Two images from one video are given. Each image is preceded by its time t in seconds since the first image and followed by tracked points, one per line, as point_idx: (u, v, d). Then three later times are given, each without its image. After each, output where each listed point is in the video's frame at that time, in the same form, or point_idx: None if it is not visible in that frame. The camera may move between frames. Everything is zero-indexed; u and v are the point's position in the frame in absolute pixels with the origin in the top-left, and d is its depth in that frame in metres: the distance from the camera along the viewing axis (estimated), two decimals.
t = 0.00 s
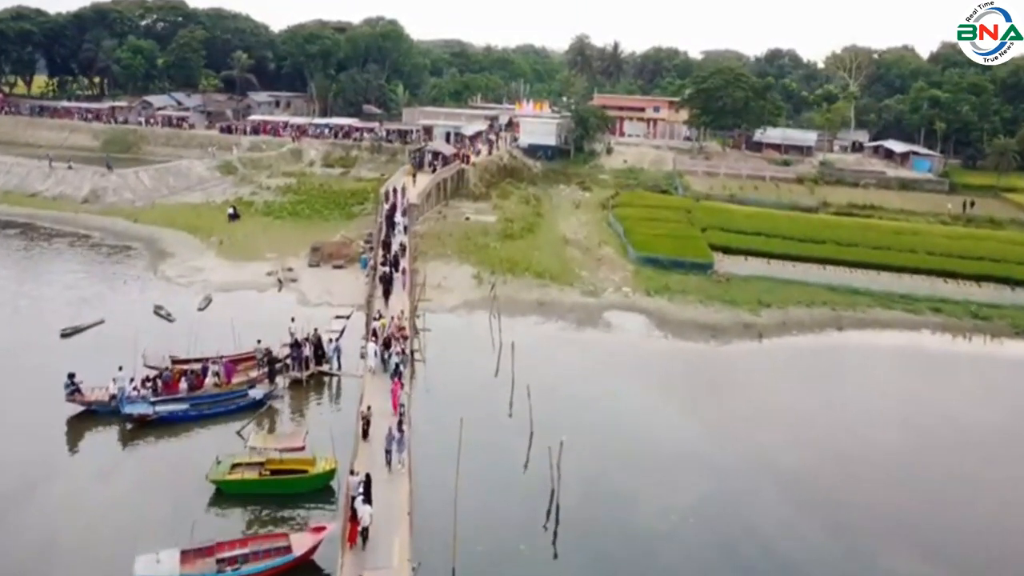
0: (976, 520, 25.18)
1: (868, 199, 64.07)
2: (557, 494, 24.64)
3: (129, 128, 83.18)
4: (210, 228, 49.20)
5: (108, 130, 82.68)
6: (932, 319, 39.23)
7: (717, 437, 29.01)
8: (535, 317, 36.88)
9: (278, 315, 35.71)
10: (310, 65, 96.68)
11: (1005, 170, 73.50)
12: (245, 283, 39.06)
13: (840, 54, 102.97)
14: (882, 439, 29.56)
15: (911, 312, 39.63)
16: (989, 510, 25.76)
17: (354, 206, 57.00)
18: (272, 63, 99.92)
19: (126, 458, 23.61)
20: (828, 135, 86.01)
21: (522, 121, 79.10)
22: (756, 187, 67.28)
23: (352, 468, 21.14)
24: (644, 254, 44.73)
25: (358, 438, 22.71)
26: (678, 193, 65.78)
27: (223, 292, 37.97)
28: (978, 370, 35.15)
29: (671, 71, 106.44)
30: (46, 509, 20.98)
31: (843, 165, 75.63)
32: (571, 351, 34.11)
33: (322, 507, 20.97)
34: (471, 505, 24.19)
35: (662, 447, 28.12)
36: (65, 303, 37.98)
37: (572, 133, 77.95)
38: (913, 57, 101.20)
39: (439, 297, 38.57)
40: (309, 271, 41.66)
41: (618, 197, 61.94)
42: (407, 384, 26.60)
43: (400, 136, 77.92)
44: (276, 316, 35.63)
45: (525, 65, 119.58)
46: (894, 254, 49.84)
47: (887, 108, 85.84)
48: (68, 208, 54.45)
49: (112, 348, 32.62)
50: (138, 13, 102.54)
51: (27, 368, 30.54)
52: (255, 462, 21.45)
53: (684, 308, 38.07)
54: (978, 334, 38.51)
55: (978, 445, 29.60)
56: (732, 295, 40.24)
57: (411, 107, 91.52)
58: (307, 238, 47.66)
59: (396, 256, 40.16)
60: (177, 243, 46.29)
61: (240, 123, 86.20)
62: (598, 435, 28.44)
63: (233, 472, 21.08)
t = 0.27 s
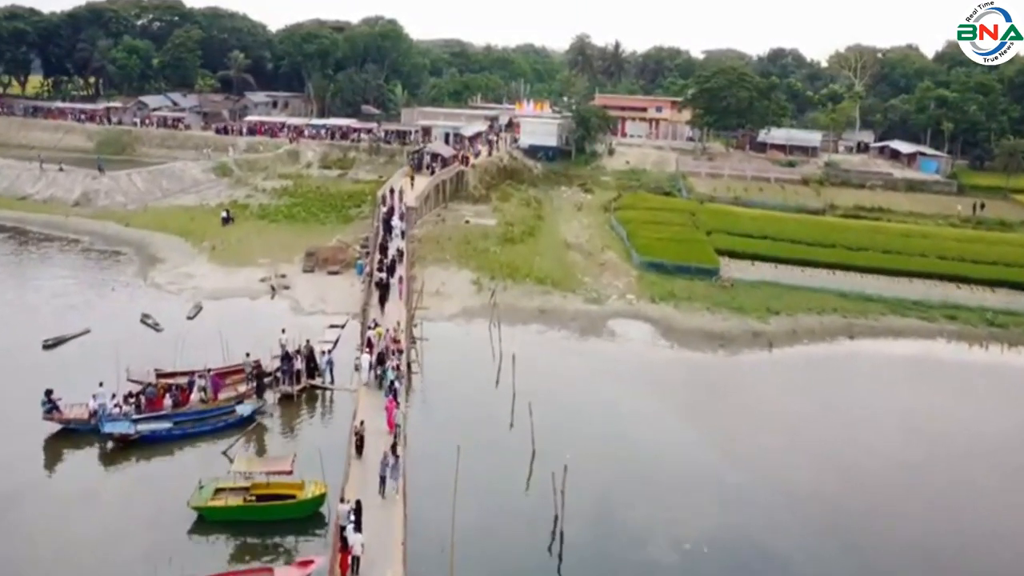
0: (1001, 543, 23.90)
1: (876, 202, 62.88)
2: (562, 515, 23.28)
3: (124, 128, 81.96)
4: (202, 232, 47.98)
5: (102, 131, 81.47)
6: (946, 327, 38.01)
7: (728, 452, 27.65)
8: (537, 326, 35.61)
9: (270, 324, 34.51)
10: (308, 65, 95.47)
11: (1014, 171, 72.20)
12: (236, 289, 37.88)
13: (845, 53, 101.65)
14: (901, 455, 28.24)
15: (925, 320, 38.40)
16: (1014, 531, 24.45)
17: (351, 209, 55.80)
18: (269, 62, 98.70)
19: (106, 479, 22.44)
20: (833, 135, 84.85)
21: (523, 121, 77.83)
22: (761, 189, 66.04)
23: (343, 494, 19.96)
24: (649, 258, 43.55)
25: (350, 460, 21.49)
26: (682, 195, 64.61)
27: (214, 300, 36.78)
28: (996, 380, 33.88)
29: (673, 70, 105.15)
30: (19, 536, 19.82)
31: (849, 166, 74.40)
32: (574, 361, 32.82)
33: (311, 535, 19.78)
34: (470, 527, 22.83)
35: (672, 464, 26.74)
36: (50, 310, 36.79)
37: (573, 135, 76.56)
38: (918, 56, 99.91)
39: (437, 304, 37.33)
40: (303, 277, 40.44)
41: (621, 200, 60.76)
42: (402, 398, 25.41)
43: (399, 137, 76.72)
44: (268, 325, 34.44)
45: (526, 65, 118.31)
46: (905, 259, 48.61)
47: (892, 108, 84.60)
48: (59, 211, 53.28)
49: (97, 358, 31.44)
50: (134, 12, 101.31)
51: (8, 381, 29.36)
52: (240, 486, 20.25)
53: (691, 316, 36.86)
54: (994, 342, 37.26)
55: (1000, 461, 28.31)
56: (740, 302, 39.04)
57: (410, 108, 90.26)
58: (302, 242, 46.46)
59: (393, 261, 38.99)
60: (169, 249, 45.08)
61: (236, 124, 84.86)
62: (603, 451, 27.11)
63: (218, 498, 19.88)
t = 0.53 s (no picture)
0: None
1: (884, 204, 61.63)
2: (567, 540, 21.97)
3: (119, 129, 80.74)
4: (195, 236, 46.74)
5: (97, 132, 80.23)
6: (963, 336, 36.72)
7: (741, 471, 26.27)
8: (538, 334, 34.36)
9: (261, 334, 33.26)
10: (305, 65, 94.31)
11: None
12: (228, 297, 36.65)
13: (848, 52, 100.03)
14: (922, 472, 26.91)
15: (940, 328, 37.15)
16: None
17: (348, 212, 54.58)
18: (267, 63, 97.73)
19: (83, 506, 21.19)
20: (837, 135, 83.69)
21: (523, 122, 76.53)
22: (766, 191, 64.81)
23: (335, 525, 18.74)
24: (653, 264, 42.38)
25: (343, 488, 20.24)
26: (686, 197, 63.38)
27: (204, 308, 35.53)
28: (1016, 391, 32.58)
29: (676, 69, 103.84)
30: None
31: (855, 167, 73.13)
32: (578, 372, 31.52)
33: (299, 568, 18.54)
34: (468, 552, 21.53)
35: (682, 484, 25.38)
36: (35, 317, 35.56)
37: (574, 135, 74.98)
38: (924, 55, 98.53)
39: (435, 311, 36.10)
40: (297, 284, 39.20)
41: (623, 202, 59.53)
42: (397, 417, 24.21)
43: (398, 138, 75.49)
44: (260, 336, 33.21)
45: (526, 64, 117.06)
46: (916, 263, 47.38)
47: (898, 108, 83.34)
48: (49, 215, 52.07)
49: (81, 370, 30.18)
50: (130, 11, 100.12)
51: None
52: (224, 515, 19.05)
53: (697, 324, 35.64)
54: (1013, 351, 35.97)
55: None
56: (749, 309, 37.79)
57: (409, 108, 89.14)
58: (296, 247, 45.23)
59: (389, 267, 37.79)
60: (159, 254, 43.84)
61: (232, 125, 83.44)
62: (610, 469, 25.76)
63: (199, 528, 18.60)
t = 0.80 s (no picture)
0: None
1: (893, 207, 60.32)
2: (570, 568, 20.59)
3: (114, 130, 79.47)
4: (186, 240, 45.46)
5: (91, 133, 78.93)
6: (981, 346, 35.39)
7: (756, 491, 24.86)
8: (540, 345, 33.05)
9: (252, 345, 31.98)
10: (303, 65, 93.07)
11: None
12: (218, 306, 35.38)
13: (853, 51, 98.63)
14: (944, 491, 25.54)
15: (956, 338, 35.83)
16: None
17: (344, 215, 53.29)
18: (265, 62, 97.04)
19: (55, 534, 19.92)
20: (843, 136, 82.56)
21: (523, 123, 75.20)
22: (771, 193, 63.53)
23: (322, 561, 17.41)
24: (658, 270, 41.12)
25: (331, 518, 18.94)
26: (690, 200, 62.10)
27: (193, 317, 34.25)
28: None
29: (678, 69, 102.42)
30: None
31: (862, 169, 71.77)
32: (581, 385, 30.17)
33: None
34: None
35: (694, 505, 23.97)
36: (17, 325, 34.28)
37: (576, 136, 73.63)
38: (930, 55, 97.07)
39: (432, 320, 34.82)
40: (291, 291, 37.91)
41: (626, 205, 58.24)
42: (391, 439, 22.94)
43: (396, 139, 74.17)
44: (250, 347, 31.92)
45: (527, 64, 115.67)
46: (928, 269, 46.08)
47: (905, 109, 81.99)
48: (38, 219, 50.81)
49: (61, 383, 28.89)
50: (126, 10, 98.85)
51: None
52: (203, 549, 17.69)
53: (705, 334, 34.34)
54: None
55: None
56: (758, 318, 36.50)
57: (409, 108, 87.82)
58: (291, 252, 43.94)
59: (385, 273, 36.53)
60: (149, 260, 42.56)
61: (228, 126, 82.16)
62: (617, 490, 24.37)
63: (177, 563, 17.27)
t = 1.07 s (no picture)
0: None
1: (901, 210, 59.07)
2: None
3: (108, 131, 78.20)
4: (178, 246, 44.16)
5: (84, 135, 77.60)
6: (999, 356, 34.11)
7: (773, 513, 23.40)
8: (542, 356, 31.75)
9: (242, 356, 30.67)
10: (300, 65, 91.95)
11: None
12: (208, 315, 34.10)
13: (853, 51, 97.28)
14: (969, 510, 24.19)
15: (974, 348, 34.52)
16: None
17: (340, 219, 52.01)
18: (262, 63, 96.04)
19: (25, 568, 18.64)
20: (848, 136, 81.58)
21: (523, 124, 73.92)
22: (777, 195, 62.18)
23: None
24: (663, 277, 39.83)
25: (320, 552, 17.61)
26: (694, 203, 60.88)
27: (182, 327, 32.93)
28: None
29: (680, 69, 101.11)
30: None
31: (869, 171, 70.50)
32: (586, 399, 28.84)
33: None
34: None
35: (707, 529, 22.52)
36: None
37: (577, 137, 72.35)
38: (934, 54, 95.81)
39: (430, 330, 33.52)
40: (284, 299, 36.59)
41: (629, 208, 56.97)
42: (385, 463, 21.65)
43: (394, 140, 72.92)
44: (241, 359, 30.57)
45: (527, 64, 114.42)
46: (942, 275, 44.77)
47: (911, 109, 80.75)
48: (27, 224, 49.53)
49: (41, 396, 27.59)
50: (121, 10, 97.59)
51: None
52: None
53: (713, 344, 33.06)
54: None
55: None
56: (768, 327, 35.25)
57: (408, 109, 86.54)
58: (285, 258, 42.66)
59: (381, 280, 35.26)
60: (139, 266, 41.28)
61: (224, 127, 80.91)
62: (625, 513, 22.94)
63: None
